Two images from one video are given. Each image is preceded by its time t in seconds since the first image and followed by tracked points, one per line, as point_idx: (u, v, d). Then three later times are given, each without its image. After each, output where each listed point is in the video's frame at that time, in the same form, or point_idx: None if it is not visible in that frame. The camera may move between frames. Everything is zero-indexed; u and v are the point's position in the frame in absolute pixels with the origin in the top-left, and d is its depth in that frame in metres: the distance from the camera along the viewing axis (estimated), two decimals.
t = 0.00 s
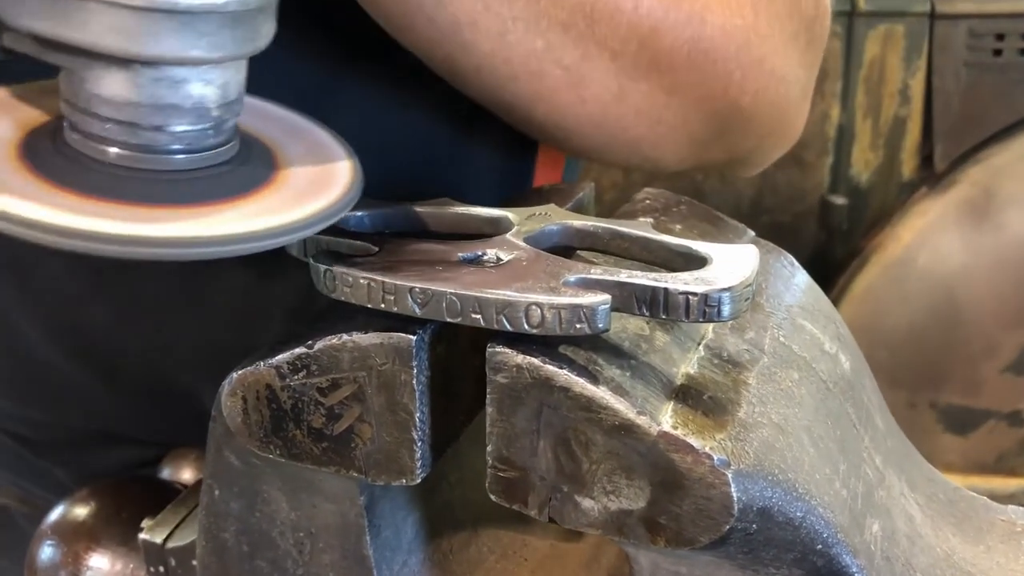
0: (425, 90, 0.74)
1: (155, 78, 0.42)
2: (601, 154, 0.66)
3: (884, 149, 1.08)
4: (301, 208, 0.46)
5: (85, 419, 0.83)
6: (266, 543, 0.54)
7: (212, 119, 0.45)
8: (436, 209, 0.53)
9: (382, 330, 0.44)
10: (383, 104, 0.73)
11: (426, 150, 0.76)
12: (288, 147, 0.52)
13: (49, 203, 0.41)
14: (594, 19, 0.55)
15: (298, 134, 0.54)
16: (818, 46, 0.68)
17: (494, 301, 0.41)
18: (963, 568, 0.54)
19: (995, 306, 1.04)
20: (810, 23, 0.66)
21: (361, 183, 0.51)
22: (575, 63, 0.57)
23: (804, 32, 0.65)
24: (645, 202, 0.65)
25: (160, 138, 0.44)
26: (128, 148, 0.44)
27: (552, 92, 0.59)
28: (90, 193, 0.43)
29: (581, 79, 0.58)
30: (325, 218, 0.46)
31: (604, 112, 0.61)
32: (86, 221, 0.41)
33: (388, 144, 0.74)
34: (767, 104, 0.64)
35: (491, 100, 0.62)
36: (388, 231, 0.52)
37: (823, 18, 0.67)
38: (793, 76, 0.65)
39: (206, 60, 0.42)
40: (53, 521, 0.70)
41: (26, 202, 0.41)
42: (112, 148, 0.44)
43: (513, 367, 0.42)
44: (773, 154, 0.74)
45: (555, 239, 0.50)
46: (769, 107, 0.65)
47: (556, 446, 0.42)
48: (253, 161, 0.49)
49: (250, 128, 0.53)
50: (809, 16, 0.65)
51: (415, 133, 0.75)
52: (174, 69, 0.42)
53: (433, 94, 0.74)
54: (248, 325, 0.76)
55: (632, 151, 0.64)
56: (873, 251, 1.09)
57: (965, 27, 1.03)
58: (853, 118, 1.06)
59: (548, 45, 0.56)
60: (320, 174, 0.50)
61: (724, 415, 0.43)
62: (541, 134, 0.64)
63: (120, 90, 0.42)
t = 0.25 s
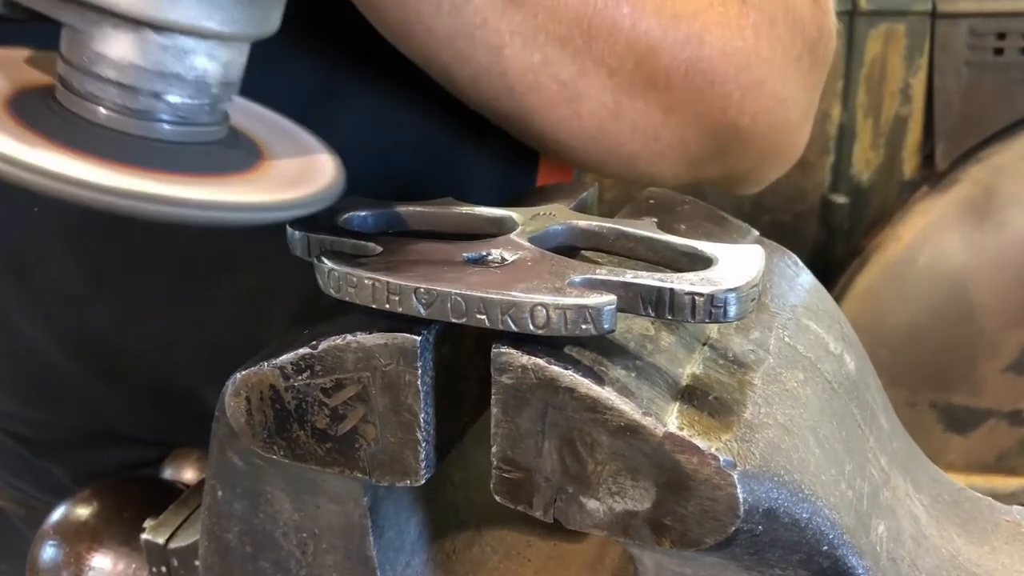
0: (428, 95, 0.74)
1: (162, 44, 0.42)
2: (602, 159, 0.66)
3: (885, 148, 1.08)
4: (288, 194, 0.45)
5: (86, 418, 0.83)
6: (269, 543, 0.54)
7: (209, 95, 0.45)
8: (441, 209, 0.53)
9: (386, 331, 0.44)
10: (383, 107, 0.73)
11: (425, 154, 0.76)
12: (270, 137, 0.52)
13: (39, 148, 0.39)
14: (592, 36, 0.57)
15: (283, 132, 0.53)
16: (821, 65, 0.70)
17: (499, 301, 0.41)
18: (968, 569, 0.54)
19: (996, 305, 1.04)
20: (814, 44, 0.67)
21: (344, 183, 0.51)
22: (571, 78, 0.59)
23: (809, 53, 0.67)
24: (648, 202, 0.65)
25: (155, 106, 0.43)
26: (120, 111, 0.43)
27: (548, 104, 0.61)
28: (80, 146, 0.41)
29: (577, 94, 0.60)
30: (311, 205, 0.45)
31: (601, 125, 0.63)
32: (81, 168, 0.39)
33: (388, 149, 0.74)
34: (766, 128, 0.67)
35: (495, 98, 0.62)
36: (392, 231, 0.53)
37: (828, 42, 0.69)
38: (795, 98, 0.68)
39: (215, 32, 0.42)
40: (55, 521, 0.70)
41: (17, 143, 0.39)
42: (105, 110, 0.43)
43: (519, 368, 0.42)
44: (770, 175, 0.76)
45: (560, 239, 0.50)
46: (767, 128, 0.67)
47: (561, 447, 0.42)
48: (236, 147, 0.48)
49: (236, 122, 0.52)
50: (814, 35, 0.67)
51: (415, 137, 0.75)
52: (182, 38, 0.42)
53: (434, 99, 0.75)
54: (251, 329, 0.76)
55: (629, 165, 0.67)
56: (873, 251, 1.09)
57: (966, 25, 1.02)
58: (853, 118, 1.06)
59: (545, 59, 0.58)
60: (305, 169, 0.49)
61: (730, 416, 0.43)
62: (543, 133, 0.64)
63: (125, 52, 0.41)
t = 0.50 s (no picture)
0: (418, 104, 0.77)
1: None
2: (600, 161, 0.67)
3: (887, 148, 1.08)
4: (195, 154, 0.48)
5: (89, 408, 0.84)
6: (272, 546, 0.54)
7: (128, 52, 0.46)
8: (445, 210, 0.53)
9: (390, 334, 0.44)
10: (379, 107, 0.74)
11: (422, 158, 0.77)
12: (197, 104, 0.54)
13: None
14: (564, 47, 0.60)
15: (203, 97, 0.55)
16: (820, 95, 0.72)
17: (504, 305, 0.41)
18: (973, 572, 0.54)
19: (998, 304, 1.04)
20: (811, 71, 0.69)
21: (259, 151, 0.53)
22: (544, 88, 0.62)
23: (804, 80, 0.69)
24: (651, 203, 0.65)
25: (73, 54, 0.44)
26: (40, 55, 0.44)
27: (520, 113, 0.63)
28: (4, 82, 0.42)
29: (548, 105, 0.63)
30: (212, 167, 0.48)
31: (576, 138, 0.65)
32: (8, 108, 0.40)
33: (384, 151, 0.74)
34: (756, 152, 0.68)
35: (499, 96, 0.62)
36: (395, 234, 0.53)
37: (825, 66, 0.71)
38: (788, 128, 0.69)
39: None
40: (57, 522, 0.70)
41: None
42: (26, 52, 0.43)
43: (523, 371, 0.42)
44: (768, 202, 0.77)
45: (564, 241, 0.50)
46: (758, 154, 0.69)
47: (566, 451, 0.42)
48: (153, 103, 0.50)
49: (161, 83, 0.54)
50: (809, 64, 0.69)
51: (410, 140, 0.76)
52: None
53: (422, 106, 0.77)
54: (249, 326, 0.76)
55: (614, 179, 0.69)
56: (873, 251, 1.08)
57: (968, 25, 1.02)
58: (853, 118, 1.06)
59: (515, 66, 0.60)
60: (220, 135, 0.52)
61: (735, 420, 0.43)
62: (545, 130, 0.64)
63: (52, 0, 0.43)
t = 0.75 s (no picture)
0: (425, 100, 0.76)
1: None
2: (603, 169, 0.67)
3: (889, 146, 1.07)
4: (221, 145, 0.47)
5: (94, 403, 0.82)
6: (278, 541, 0.54)
7: (157, 45, 0.46)
8: (451, 203, 0.52)
9: (398, 327, 0.44)
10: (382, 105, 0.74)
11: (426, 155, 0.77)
12: (220, 93, 0.54)
13: None
14: (568, 45, 0.60)
15: (229, 91, 0.54)
16: (831, 94, 0.71)
17: (513, 298, 0.40)
18: (982, 569, 0.53)
19: (1002, 304, 1.04)
20: (820, 68, 0.68)
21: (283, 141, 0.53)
22: (549, 86, 0.62)
23: (815, 77, 0.68)
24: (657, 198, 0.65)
25: (102, 48, 0.44)
26: (69, 49, 0.44)
27: (526, 110, 0.63)
28: (27, 73, 0.42)
29: (555, 103, 0.63)
30: (241, 156, 0.48)
31: (581, 135, 0.65)
32: (27, 95, 0.40)
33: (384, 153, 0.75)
34: (762, 152, 0.68)
35: (504, 90, 0.62)
36: (402, 228, 0.53)
37: (838, 64, 0.70)
38: (796, 125, 0.69)
39: None
40: (62, 518, 0.70)
41: None
42: (56, 47, 0.43)
43: (532, 365, 0.41)
44: (779, 200, 0.76)
45: (572, 235, 0.50)
46: (765, 153, 0.69)
47: (575, 445, 0.42)
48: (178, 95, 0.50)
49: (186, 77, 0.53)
50: (819, 61, 0.68)
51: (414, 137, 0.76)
52: None
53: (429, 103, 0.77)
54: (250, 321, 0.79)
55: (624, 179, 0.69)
56: (876, 250, 1.08)
57: (971, 23, 1.01)
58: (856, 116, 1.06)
59: (520, 64, 0.60)
60: (245, 127, 0.51)
61: (746, 414, 0.43)
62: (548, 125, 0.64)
63: None
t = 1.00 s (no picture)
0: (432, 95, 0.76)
1: (168, 29, 0.43)
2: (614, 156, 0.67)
3: (892, 146, 1.07)
4: (271, 171, 0.48)
5: (100, 394, 0.81)
6: (281, 543, 0.54)
7: (210, 72, 0.47)
8: (456, 204, 0.52)
9: (402, 329, 0.43)
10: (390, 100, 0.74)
11: (430, 147, 0.77)
12: (268, 104, 0.54)
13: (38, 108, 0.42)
14: (583, 47, 0.60)
15: (278, 103, 0.55)
16: (842, 88, 0.70)
17: (518, 300, 0.40)
18: (988, 571, 0.53)
19: (1007, 306, 1.02)
20: (831, 66, 0.67)
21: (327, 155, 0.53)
22: (564, 87, 0.62)
23: (824, 75, 0.67)
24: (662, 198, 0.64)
25: (156, 80, 0.45)
26: (125, 81, 0.45)
27: (543, 110, 0.63)
28: (81, 110, 0.43)
29: (570, 99, 0.62)
30: (287, 178, 0.48)
31: (595, 135, 0.65)
32: (76, 134, 0.41)
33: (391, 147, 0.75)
34: (771, 150, 0.68)
35: (509, 85, 0.61)
36: (406, 229, 0.52)
37: (847, 61, 0.69)
38: (807, 121, 0.68)
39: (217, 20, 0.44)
40: (64, 518, 0.70)
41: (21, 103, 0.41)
42: (113, 79, 0.45)
43: (537, 367, 0.41)
44: (789, 194, 0.75)
45: (577, 236, 0.50)
46: (775, 151, 0.68)
47: (580, 448, 0.41)
48: (229, 113, 0.50)
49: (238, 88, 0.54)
50: (829, 59, 0.67)
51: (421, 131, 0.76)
52: (188, 23, 0.43)
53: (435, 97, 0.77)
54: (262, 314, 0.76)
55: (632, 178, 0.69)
56: (880, 249, 1.08)
57: (974, 22, 1.01)
58: (859, 115, 1.06)
59: (538, 66, 0.60)
60: (291, 145, 0.51)
61: (752, 417, 0.43)
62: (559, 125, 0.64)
63: (136, 33, 0.43)
